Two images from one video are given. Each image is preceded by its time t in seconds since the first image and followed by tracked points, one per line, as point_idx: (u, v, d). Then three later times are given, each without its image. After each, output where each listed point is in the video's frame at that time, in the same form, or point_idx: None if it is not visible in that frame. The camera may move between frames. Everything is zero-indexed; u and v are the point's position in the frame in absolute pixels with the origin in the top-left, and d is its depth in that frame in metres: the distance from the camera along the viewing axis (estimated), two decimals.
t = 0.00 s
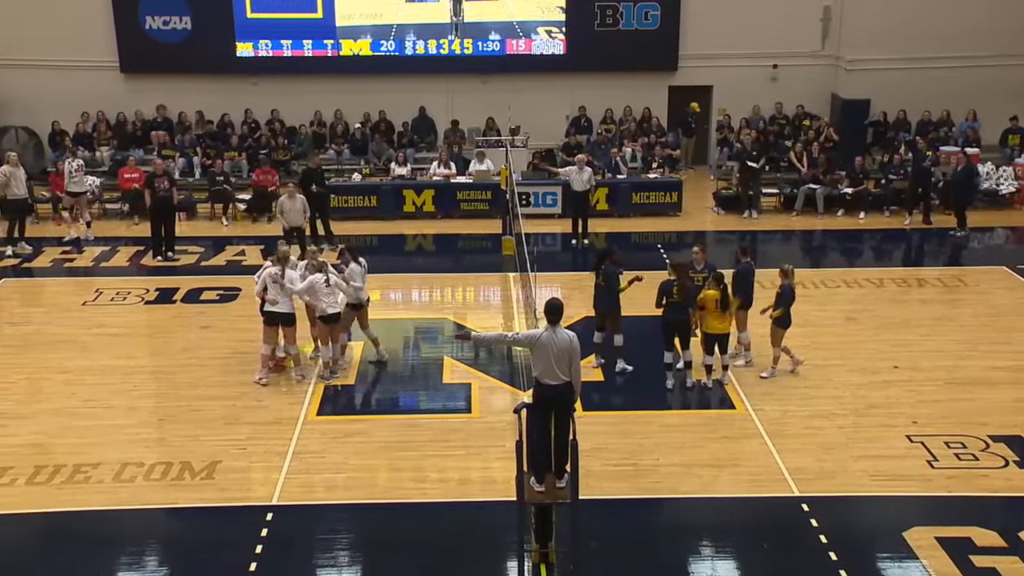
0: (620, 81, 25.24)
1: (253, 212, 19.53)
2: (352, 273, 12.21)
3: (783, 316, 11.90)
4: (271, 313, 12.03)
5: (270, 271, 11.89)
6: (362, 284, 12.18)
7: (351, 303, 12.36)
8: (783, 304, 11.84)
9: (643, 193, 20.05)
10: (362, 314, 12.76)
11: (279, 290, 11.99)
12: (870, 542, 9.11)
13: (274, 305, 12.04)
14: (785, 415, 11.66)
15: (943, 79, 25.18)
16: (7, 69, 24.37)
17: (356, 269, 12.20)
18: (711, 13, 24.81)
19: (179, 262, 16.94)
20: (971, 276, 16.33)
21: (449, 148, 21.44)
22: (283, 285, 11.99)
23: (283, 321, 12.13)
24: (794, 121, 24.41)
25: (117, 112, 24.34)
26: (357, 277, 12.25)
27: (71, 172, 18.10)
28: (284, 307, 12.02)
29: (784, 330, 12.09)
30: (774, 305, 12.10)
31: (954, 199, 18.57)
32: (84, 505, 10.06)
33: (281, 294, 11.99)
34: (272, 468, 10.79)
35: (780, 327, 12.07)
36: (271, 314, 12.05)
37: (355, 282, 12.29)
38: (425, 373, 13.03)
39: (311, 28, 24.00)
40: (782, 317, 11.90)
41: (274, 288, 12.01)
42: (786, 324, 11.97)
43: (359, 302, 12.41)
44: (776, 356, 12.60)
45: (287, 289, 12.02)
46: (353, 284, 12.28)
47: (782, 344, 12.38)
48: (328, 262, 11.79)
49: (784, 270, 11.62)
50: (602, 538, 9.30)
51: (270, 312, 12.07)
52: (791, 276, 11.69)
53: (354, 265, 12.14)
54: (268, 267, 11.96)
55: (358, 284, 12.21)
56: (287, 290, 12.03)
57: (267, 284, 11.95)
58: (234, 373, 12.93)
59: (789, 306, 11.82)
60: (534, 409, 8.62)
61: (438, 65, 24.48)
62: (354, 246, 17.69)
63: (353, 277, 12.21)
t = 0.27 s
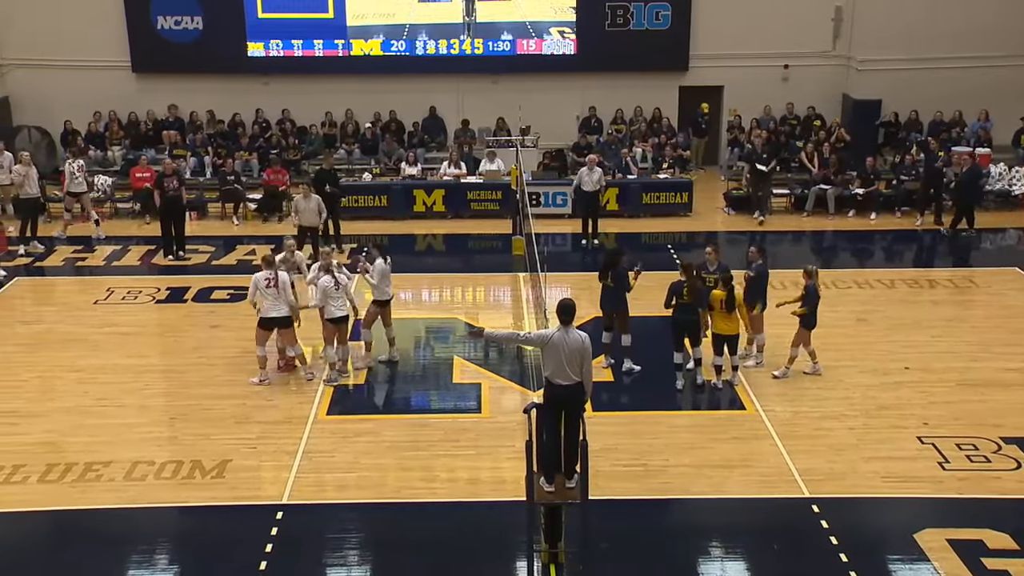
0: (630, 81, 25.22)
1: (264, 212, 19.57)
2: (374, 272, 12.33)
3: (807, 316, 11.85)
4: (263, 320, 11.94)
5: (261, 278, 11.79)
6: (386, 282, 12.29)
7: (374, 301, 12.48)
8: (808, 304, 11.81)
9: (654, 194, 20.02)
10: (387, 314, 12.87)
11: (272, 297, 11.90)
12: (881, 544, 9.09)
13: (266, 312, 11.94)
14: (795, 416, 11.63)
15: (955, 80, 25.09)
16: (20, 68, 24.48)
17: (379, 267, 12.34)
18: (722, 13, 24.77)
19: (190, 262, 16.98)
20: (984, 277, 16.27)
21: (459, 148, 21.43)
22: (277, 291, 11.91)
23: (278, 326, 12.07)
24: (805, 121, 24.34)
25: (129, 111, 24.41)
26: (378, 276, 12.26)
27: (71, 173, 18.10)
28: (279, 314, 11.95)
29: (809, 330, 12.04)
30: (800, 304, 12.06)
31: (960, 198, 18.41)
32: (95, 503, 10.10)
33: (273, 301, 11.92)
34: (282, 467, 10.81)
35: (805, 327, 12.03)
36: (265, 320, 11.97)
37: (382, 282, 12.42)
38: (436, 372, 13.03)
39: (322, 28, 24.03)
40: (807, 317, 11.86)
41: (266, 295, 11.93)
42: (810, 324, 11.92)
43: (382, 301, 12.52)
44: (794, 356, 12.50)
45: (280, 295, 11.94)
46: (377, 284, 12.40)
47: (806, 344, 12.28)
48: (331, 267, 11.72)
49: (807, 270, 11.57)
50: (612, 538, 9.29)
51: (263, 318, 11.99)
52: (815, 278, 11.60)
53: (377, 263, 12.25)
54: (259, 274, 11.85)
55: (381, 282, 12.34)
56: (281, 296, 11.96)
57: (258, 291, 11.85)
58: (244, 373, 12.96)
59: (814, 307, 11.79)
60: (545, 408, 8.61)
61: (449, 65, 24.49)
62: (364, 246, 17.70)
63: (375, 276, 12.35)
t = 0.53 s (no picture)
0: (641, 81, 25.19)
1: (274, 211, 19.60)
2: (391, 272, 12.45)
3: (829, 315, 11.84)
4: (258, 321, 11.90)
5: (252, 279, 11.72)
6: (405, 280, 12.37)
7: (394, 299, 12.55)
8: (830, 303, 11.78)
9: (664, 194, 19.99)
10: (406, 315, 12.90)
11: (263, 297, 11.87)
12: (891, 545, 9.06)
13: (258, 313, 11.90)
14: (805, 417, 11.61)
15: (967, 80, 24.99)
16: (33, 68, 24.59)
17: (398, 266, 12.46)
18: (732, 13, 24.72)
19: (201, 261, 17.02)
20: (996, 278, 16.20)
21: (469, 147, 21.41)
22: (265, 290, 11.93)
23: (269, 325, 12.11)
24: (816, 122, 24.26)
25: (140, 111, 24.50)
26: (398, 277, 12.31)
27: (67, 170, 18.09)
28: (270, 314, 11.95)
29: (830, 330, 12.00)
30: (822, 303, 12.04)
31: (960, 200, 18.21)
32: (106, 502, 10.13)
33: (264, 301, 11.90)
34: (292, 466, 10.83)
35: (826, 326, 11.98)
36: (258, 321, 11.94)
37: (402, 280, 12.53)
38: (446, 373, 13.03)
39: (333, 28, 24.08)
40: (828, 316, 11.83)
41: (256, 295, 11.87)
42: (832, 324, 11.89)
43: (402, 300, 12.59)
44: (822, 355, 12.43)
45: (268, 294, 11.94)
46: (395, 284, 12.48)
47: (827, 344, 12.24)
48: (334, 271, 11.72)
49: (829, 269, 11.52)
50: (621, 539, 9.28)
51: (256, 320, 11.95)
52: (836, 276, 11.55)
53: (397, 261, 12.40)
54: (247, 275, 11.75)
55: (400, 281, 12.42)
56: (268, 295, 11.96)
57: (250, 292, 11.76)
58: (255, 372, 13.00)
59: (836, 305, 11.76)
60: (553, 408, 8.62)
61: (459, 65, 24.50)
62: (374, 246, 17.72)
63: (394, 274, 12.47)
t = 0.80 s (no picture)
0: (649, 81, 25.17)
1: (282, 211, 19.62)
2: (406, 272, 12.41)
3: (849, 317, 11.85)
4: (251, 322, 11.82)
5: (240, 281, 11.59)
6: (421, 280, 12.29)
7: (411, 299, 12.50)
8: (850, 304, 11.74)
9: (672, 194, 19.97)
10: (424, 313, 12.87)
11: (251, 298, 11.77)
12: (900, 547, 9.03)
13: (246, 315, 11.80)
14: (814, 418, 11.58)
15: (977, 80, 24.91)
16: (44, 68, 24.66)
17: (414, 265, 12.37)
18: (742, 13, 24.69)
19: (210, 260, 17.05)
20: (1005, 280, 16.14)
21: (477, 147, 21.40)
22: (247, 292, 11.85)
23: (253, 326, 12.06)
24: (825, 122, 24.20)
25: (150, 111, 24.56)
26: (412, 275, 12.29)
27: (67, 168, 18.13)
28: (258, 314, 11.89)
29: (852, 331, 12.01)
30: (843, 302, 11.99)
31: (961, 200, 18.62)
32: (114, 500, 10.16)
33: (251, 302, 11.82)
34: (300, 465, 10.85)
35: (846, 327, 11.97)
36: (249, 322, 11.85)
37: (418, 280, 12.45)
38: (455, 373, 13.03)
39: (342, 28, 24.09)
40: (848, 317, 11.84)
41: (244, 297, 11.76)
42: (852, 326, 11.92)
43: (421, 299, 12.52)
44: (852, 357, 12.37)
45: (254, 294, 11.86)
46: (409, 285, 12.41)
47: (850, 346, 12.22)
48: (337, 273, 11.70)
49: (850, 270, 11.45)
50: (629, 539, 9.27)
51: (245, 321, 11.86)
52: (858, 278, 11.50)
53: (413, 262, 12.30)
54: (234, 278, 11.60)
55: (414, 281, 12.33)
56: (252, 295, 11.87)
57: (242, 295, 11.61)
58: (263, 371, 13.02)
59: (856, 306, 11.72)
60: (562, 408, 8.63)
61: (468, 65, 24.50)
62: (382, 245, 17.74)
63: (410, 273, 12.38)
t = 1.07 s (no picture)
0: (662, 81, 25.14)
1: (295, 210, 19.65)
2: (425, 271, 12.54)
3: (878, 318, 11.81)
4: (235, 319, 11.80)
5: (225, 279, 11.57)
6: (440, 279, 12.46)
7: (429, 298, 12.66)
8: (878, 306, 11.70)
9: (685, 195, 19.95)
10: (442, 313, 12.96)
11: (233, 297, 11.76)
12: (914, 549, 9.00)
13: (229, 314, 11.78)
14: (827, 420, 11.55)
15: (993, 80, 24.78)
16: (59, 68, 24.76)
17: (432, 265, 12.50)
18: (755, 13, 24.63)
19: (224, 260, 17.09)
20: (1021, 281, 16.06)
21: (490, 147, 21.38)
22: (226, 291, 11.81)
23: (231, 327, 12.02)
24: (839, 123, 24.11)
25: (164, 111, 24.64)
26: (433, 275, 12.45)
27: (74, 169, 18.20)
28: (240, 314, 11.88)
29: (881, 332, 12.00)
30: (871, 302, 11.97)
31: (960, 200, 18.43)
32: (128, 498, 10.20)
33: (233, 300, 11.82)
34: (313, 464, 10.87)
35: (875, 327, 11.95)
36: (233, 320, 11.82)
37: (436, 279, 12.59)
38: (468, 373, 13.03)
39: (355, 28, 24.11)
40: (878, 318, 11.81)
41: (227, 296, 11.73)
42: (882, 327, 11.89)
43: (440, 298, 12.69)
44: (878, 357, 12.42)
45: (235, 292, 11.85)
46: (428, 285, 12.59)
47: (879, 346, 12.21)
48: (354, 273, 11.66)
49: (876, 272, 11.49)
50: (641, 540, 9.26)
51: (227, 321, 11.81)
52: (885, 280, 11.48)
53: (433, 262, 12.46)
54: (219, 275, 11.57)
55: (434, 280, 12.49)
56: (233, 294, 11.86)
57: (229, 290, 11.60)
58: (277, 370, 13.05)
59: (885, 307, 11.71)
60: (575, 409, 8.63)
61: (481, 65, 24.49)
62: (395, 245, 17.76)
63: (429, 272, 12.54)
